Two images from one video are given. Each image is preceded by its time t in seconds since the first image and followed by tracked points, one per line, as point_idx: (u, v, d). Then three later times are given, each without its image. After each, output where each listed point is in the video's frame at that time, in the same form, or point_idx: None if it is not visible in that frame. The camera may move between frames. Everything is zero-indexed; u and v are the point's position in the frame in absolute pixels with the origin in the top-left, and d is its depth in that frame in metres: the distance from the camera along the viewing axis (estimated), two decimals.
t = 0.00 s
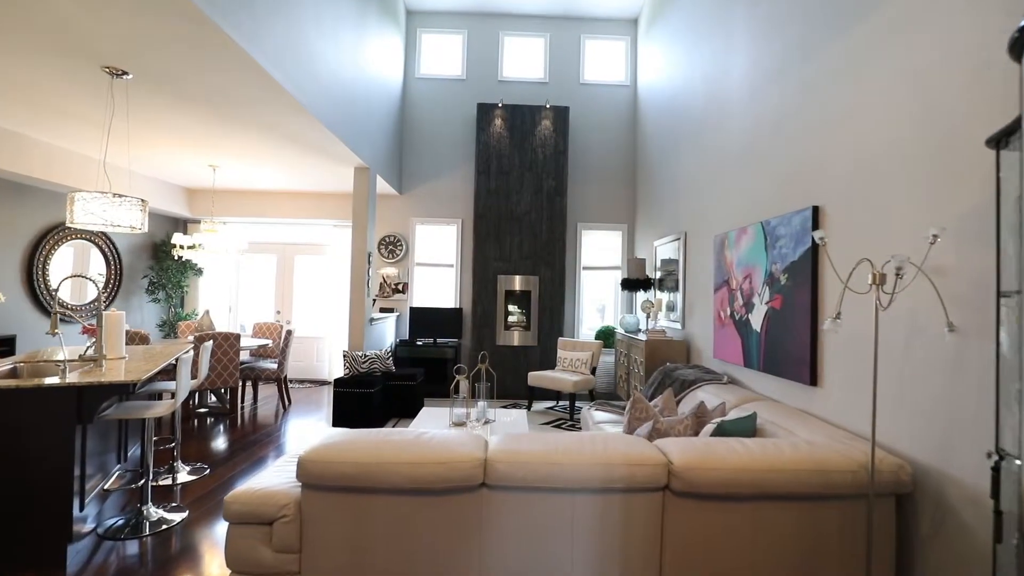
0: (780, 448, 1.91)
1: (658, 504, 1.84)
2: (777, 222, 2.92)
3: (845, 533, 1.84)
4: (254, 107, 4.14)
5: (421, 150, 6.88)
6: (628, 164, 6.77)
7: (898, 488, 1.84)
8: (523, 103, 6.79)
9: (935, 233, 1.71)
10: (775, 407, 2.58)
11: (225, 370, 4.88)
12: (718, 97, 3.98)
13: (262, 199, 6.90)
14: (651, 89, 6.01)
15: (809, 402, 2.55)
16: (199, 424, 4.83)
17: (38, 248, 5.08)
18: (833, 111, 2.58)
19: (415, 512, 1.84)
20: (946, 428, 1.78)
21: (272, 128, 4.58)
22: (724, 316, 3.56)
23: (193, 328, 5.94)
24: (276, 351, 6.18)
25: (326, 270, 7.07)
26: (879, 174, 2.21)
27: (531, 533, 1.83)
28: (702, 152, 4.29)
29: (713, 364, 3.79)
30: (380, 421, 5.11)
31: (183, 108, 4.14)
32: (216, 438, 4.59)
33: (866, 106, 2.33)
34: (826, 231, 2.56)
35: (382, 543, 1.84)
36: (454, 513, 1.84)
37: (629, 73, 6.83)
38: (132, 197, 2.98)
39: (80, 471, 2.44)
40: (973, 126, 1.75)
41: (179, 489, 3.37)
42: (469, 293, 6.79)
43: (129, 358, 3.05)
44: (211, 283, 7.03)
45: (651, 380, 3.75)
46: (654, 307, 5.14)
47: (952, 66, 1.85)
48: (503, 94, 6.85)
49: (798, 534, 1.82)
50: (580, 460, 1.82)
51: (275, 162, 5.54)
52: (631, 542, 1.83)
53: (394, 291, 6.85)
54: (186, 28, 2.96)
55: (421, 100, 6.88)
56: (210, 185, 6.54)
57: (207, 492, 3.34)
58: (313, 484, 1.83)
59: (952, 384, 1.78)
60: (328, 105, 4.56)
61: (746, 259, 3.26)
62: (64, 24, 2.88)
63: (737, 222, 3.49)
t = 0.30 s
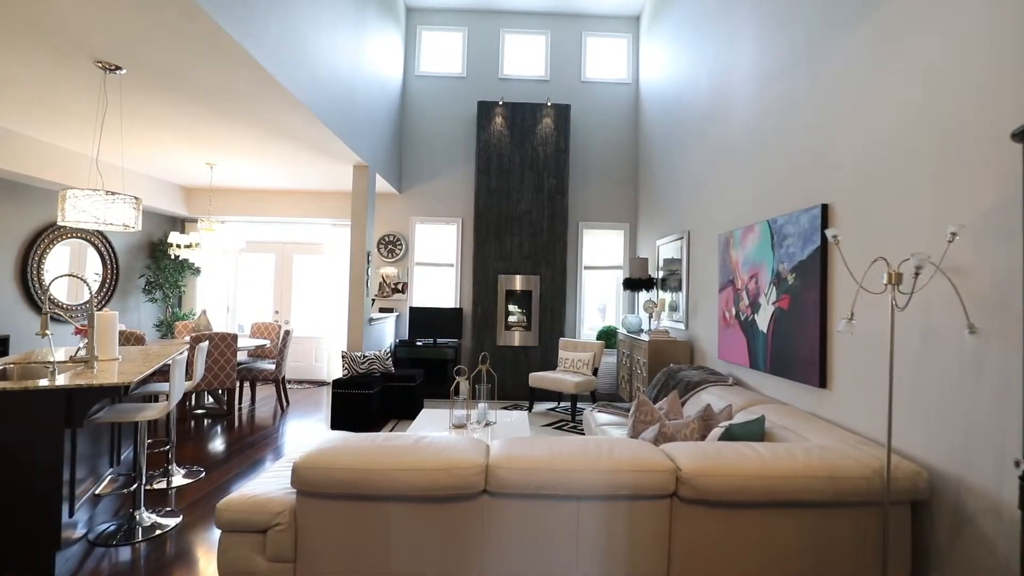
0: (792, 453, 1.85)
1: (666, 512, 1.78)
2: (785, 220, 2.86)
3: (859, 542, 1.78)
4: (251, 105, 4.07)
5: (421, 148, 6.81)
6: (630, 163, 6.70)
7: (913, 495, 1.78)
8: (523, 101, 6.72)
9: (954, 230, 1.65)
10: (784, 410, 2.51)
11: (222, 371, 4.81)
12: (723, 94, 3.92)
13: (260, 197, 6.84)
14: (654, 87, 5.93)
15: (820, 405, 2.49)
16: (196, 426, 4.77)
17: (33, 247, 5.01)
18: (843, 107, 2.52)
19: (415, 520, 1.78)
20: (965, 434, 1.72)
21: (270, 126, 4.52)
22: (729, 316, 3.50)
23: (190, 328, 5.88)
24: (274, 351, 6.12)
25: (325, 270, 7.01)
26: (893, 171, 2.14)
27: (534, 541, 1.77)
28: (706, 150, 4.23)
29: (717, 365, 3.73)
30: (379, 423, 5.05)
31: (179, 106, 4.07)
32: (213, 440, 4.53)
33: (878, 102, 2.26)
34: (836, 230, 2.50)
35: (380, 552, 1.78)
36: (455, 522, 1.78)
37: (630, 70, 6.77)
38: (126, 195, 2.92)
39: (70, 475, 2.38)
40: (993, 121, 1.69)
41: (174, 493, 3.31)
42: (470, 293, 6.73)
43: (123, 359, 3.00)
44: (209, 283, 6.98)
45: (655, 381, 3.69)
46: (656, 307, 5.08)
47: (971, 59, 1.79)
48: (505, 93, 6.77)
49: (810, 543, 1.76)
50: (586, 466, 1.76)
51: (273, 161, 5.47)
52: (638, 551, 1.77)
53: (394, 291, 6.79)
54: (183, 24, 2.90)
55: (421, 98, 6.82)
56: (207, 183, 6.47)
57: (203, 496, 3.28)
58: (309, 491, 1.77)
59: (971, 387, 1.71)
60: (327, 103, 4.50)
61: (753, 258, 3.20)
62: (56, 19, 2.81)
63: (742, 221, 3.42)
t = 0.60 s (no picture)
0: (806, 460, 1.78)
1: (675, 522, 1.70)
2: (794, 219, 2.79)
3: (875, 553, 1.71)
4: (249, 103, 4.00)
5: (421, 147, 6.74)
6: (633, 162, 6.64)
7: (933, 504, 1.71)
8: (524, 99, 6.65)
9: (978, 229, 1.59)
10: (794, 415, 2.44)
11: (218, 373, 4.74)
12: (728, 91, 3.85)
13: (259, 196, 6.78)
14: (657, 85, 5.85)
15: (832, 410, 2.42)
16: (192, 428, 4.70)
17: (28, 247, 4.94)
18: (855, 103, 2.45)
19: (413, 530, 1.71)
20: (988, 442, 1.66)
21: (268, 124, 4.44)
22: (735, 317, 3.43)
23: (187, 329, 5.82)
24: (272, 352, 6.05)
25: (324, 270, 6.95)
26: (910, 168, 2.07)
27: (537, 553, 1.70)
28: (710, 148, 4.16)
29: (723, 367, 3.66)
30: (378, 425, 4.98)
31: (175, 104, 4.00)
32: (210, 442, 4.47)
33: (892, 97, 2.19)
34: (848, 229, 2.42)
35: (376, 564, 1.71)
36: (456, 532, 1.71)
37: (633, 68, 6.70)
38: (117, 192, 2.85)
39: (58, 480, 2.30)
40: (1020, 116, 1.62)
41: (169, 498, 3.25)
42: (470, 293, 6.66)
43: (114, 361, 2.94)
44: (206, 283, 6.91)
45: (659, 384, 3.62)
46: (659, 307, 5.01)
47: (998, 49, 1.71)
48: (506, 91, 6.70)
49: (824, 555, 1.69)
50: (591, 474, 1.69)
51: (271, 159, 5.40)
52: (646, 564, 1.70)
53: (394, 291, 6.72)
54: (178, 21, 2.83)
55: (421, 95, 6.75)
56: (205, 182, 6.40)
57: (197, 502, 3.20)
58: (303, 500, 1.70)
59: (995, 394, 1.64)
60: (327, 101, 4.43)
61: (760, 258, 3.13)
62: (48, 15, 2.73)
63: (749, 220, 3.36)
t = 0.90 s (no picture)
0: (824, 470, 1.70)
1: (689, 535, 1.63)
2: (806, 219, 2.72)
3: (899, 567, 1.64)
4: (249, 102, 3.94)
5: (422, 146, 6.67)
6: (636, 160, 6.58)
7: (959, 517, 1.64)
8: (526, 98, 6.59)
9: (1006, 231, 1.51)
10: (807, 421, 2.37)
11: (217, 375, 4.68)
12: (736, 88, 3.77)
13: (258, 195, 6.71)
14: (661, 82, 5.78)
15: (849, 417, 2.35)
16: (191, 431, 4.64)
17: (25, 248, 4.87)
18: (869, 98, 2.37)
19: (416, 541, 1.64)
20: (1017, 452, 1.58)
21: (268, 123, 4.38)
22: (744, 319, 3.36)
23: (186, 330, 5.75)
24: (272, 353, 5.99)
25: (324, 270, 6.89)
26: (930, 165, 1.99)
27: (544, 567, 1.63)
28: (717, 147, 4.09)
29: (731, 370, 3.59)
30: (379, 428, 4.92)
31: (173, 104, 3.92)
32: (209, 445, 4.40)
33: (909, 93, 2.11)
34: (862, 229, 2.35)
35: None
36: (459, 546, 1.64)
37: (636, 66, 6.63)
38: (111, 192, 2.78)
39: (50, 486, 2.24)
40: None
41: (165, 504, 3.18)
42: (472, 294, 6.59)
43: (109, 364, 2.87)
44: (205, 284, 6.85)
45: (665, 387, 3.55)
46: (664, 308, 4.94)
47: None
48: (508, 89, 6.63)
49: (845, 569, 1.62)
50: (601, 485, 1.61)
51: (270, 158, 5.33)
52: None
53: (394, 292, 6.65)
54: (176, 19, 2.76)
55: (421, 94, 6.68)
56: (203, 181, 6.34)
57: (195, 508, 3.13)
58: (300, 512, 1.63)
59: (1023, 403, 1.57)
60: (326, 99, 4.36)
61: (770, 258, 3.05)
62: (43, 15, 2.66)
63: (759, 220, 3.29)
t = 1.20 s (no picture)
0: (852, 483, 1.63)
1: (710, 549, 1.56)
2: (826, 218, 2.64)
3: None
4: (257, 102, 3.91)
5: (430, 145, 6.63)
6: (646, 159, 6.49)
7: (997, 533, 1.56)
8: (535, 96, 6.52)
9: None
10: (830, 428, 2.28)
11: (225, 376, 4.66)
12: (751, 85, 3.68)
13: (267, 195, 6.71)
14: (673, 79, 5.69)
15: (875, 425, 2.27)
16: (200, 432, 4.62)
17: (36, 249, 4.89)
18: (893, 94, 2.28)
19: (425, 553, 1.58)
20: None
21: (276, 123, 4.35)
22: (760, 321, 3.27)
23: (195, 330, 5.75)
24: (280, 354, 5.97)
25: (333, 270, 6.87)
26: (964, 162, 1.89)
27: None
28: (731, 145, 3.99)
29: (747, 373, 3.51)
30: (388, 430, 4.88)
31: (181, 105, 3.90)
32: (218, 446, 4.38)
33: (940, 87, 2.02)
34: (888, 229, 2.26)
35: None
36: (471, 559, 1.58)
37: (647, 63, 6.54)
38: (118, 193, 2.76)
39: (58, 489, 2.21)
40: None
41: (174, 507, 3.15)
42: (481, 294, 6.54)
43: (117, 367, 2.85)
44: (215, 284, 6.86)
45: (678, 391, 3.47)
46: (676, 310, 4.86)
47: None
48: (517, 88, 6.57)
49: None
50: (619, 497, 1.55)
51: (279, 158, 5.31)
52: None
53: (403, 292, 6.61)
54: (182, 18, 2.73)
55: (430, 93, 6.64)
56: (212, 182, 6.34)
57: (203, 512, 3.10)
58: (306, 522, 1.58)
59: None
60: (334, 99, 4.33)
61: (788, 259, 2.97)
62: (49, 15, 2.63)
63: (776, 220, 3.20)
